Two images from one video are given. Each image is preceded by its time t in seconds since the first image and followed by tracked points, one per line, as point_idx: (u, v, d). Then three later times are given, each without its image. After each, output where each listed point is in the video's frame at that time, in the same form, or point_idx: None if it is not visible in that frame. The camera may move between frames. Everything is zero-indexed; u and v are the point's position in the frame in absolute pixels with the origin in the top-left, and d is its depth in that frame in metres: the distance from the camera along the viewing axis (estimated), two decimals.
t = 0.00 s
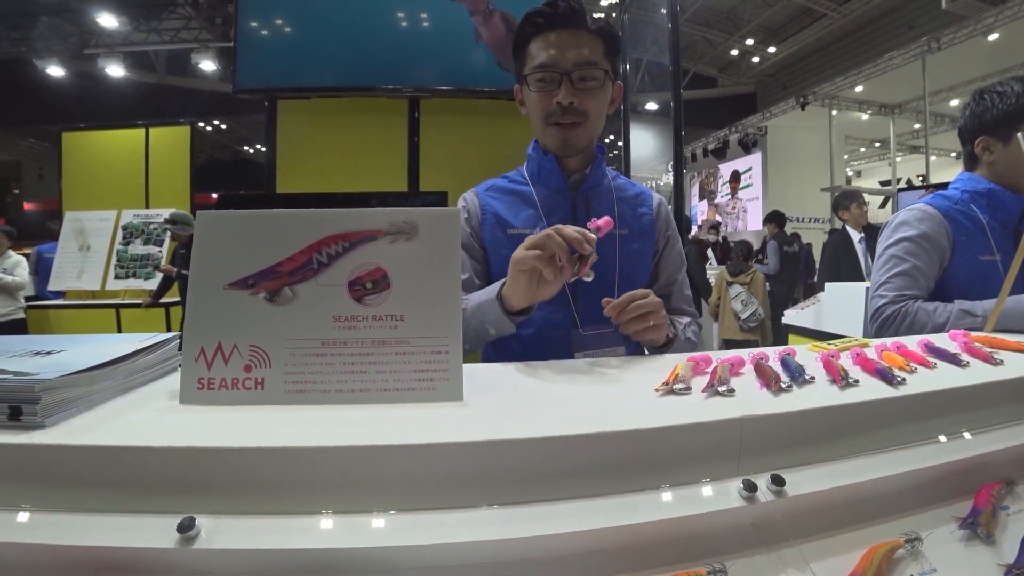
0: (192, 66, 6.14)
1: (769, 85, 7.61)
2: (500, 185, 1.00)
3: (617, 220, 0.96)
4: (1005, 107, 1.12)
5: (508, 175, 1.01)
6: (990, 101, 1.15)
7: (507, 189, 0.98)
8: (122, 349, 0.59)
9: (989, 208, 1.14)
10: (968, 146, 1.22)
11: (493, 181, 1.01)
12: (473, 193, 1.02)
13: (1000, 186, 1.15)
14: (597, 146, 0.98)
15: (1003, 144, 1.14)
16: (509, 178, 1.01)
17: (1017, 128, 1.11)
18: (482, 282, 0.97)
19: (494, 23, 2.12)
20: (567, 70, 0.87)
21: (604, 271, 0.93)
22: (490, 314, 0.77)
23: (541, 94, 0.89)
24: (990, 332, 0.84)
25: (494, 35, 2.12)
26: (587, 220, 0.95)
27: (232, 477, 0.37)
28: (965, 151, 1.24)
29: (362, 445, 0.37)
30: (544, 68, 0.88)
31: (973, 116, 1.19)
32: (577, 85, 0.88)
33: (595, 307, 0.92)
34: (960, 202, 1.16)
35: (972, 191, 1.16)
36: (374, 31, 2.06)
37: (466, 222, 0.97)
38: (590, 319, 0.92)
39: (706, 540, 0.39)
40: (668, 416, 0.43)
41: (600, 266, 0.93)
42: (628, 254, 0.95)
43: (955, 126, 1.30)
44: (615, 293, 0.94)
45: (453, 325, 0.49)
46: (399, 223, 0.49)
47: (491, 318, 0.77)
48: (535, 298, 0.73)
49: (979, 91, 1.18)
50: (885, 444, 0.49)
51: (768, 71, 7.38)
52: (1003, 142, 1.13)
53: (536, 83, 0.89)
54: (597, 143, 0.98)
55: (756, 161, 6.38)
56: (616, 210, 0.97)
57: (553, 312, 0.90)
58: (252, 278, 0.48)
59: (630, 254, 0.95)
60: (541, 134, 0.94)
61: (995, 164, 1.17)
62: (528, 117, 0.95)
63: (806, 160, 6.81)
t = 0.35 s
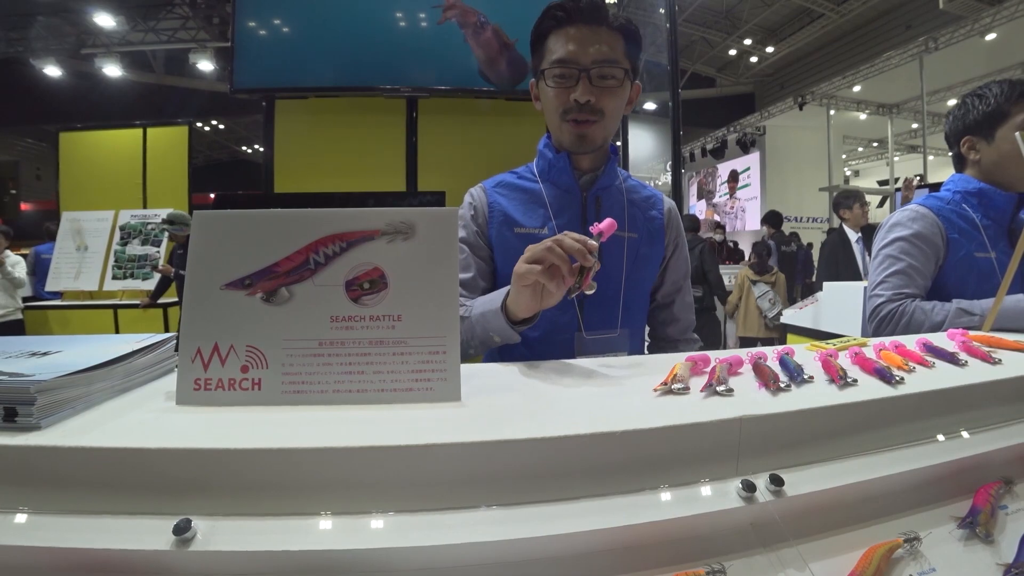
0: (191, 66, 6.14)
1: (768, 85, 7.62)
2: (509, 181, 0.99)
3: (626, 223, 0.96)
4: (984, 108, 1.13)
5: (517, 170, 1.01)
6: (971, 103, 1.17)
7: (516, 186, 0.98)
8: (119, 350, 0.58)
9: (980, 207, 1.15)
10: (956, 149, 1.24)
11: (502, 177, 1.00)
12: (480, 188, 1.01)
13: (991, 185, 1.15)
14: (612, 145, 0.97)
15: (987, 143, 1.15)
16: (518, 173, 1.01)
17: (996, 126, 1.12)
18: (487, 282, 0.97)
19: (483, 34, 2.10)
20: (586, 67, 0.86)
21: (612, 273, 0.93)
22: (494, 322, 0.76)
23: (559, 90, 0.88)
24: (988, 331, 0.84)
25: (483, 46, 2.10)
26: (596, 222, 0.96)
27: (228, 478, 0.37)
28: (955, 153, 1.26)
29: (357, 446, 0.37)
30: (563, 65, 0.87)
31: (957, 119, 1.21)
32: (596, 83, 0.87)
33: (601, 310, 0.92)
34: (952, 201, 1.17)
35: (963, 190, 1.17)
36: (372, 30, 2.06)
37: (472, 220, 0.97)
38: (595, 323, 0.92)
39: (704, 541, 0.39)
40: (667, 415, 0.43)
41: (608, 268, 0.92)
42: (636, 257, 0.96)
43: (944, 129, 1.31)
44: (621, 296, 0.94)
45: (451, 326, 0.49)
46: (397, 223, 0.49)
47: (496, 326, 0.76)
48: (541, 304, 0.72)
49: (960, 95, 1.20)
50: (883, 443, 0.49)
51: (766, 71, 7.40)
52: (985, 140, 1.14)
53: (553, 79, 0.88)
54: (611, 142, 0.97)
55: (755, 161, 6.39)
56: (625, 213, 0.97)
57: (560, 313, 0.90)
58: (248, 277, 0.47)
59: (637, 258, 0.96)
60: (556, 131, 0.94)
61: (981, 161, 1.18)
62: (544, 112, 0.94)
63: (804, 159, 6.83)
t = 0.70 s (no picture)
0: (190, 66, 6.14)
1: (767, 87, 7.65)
2: (516, 181, 0.99)
3: (634, 228, 0.96)
4: (986, 113, 1.13)
5: (525, 171, 1.01)
6: (972, 107, 1.16)
7: (523, 187, 0.98)
8: (118, 351, 0.58)
9: (976, 212, 1.15)
10: (953, 151, 1.23)
11: (509, 177, 1.00)
12: (487, 187, 1.01)
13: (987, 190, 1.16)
14: (623, 148, 0.97)
15: (986, 148, 1.15)
16: (526, 174, 1.01)
17: (996, 133, 1.12)
18: (492, 284, 0.97)
19: (476, 41, 2.12)
20: (602, 67, 0.86)
21: (619, 276, 0.93)
22: (495, 327, 0.76)
23: (573, 90, 0.88)
24: (986, 334, 0.84)
25: (476, 54, 2.12)
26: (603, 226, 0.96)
27: (226, 480, 0.37)
28: (951, 155, 1.26)
29: (355, 448, 0.37)
30: (578, 64, 0.86)
31: (956, 121, 1.21)
32: (612, 84, 0.86)
33: (605, 315, 0.92)
34: (949, 207, 1.17)
35: (959, 195, 1.17)
36: (372, 32, 2.06)
37: (477, 220, 0.97)
38: (599, 328, 0.92)
39: (703, 545, 0.39)
40: (668, 419, 0.43)
41: (613, 273, 0.92)
42: (642, 262, 0.96)
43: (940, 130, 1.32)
44: (627, 301, 0.94)
45: (451, 328, 0.49)
46: (397, 225, 0.49)
47: (496, 330, 0.76)
48: (539, 310, 0.72)
49: (959, 97, 1.20)
50: (882, 447, 0.49)
51: (765, 73, 7.42)
52: (985, 146, 1.14)
53: (568, 78, 0.88)
54: (623, 145, 0.97)
55: (753, 163, 6.42)
56: (633, 218, 0.97)
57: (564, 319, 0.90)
58: (248, 279, 0.47)
59: (643, 263, 0.95)
60: (567, 131, 0.94)
61: (978, 168, 1.18)
62: (557, 112, 0.94)
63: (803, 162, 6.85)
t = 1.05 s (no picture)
0: (189, 66, 6.13)
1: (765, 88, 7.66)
2: (519, 181, 0.99)
3: (637, 230, 0.96)
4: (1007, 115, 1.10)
5: (528, 171, 1.01)
6: (993, 107, 1.14)
7: (527, 186, 0.98)
8: (117, 352, 0.58)
9: (979, 214, 1.16)
10: (966, 150, 1.21)
11: (512, 176, 1.00)
12: (490, 186, 1.01)
13: (991, 192, 1.16)
14: (627, 150, 0.98)
15: (1000, 154, 1.13)
16: (529, 174, 1.01)
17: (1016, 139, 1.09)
18: (492, 284, 0.97)
19: (469, 48, 2.12)
20: (611, 69, 0.86)
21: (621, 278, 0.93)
22: (499, 325, 0.76)
23: (581, 89, 0.89)
24: (983, 334, 0.86)
25: (470, 61, 2.12)
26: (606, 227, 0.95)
27: (225, 480, 0.37)
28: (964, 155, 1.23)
29: (354, 448, 0.37)
30: (587, 64, 0.87)
31: (975, 119, 1.17)
32: (621, 86, 0.87)
33: (608, 316, 0.92)
34: (952, 207, 1.17)
35: (964, 196, 1.17)
36: (371, 32, 2.06)
37: (480, 221, 0.97)
38: (601, 329, 0.92)
39: (702, 545, 0.39)
40: (666, 418, 0.43)
41: (616, 275, 0.93)
42: (645, 264, 0.96)
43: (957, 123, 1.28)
44: (629, 303, 0.94)
45: (451, 329, 0.49)
46: (397, 226, 0.49)
47: (500, 329, 0.76)
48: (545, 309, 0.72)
49: (983, 95, 1.16)
50: (880, 447, 0.49)
51: (763, 75, 7.43)
52: (999, 151, 1.12)
53: (577, 78, 0.89)
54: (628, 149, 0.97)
55: (752, 164, 6.42)
56: (636, 219, 0.97)
57: (566, 319, 0.90)
58: (247, 280, 0.47)
59: (646, 265, 0.96)
60: (574, 131, 0.94)
61: (989, 172, 1.16)
62: (564, 113, 0.94)
63: (801, 163, 6.86)
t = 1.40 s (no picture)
0: (189, 65, 6.12)
1: (766, 87, 7.65)
2: (515, 181, 0.99)
3: (634, 226, 0.97)
4: None
5: (524, 170, 1.01)
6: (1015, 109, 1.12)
7: (523, 186, 0.98)
8: (116, 349, 0.58)
9: (991, 216, 1.14)
10: (985, 152, 1.19)
11: (508, 177, 1.00)
12: (486, 187, 1.00)
13: (1005, 194, 1.14)
14: (622, 146, 0.98)
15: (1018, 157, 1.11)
16: (525, 173, 1.01)
17: None
18: (490, 284, 0.97)
19: (466, 42, 2.11)
20: (604, 65, 0.86)
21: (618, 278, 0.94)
22: (480, 352, 0.77)
23: (575, 86, 0.89)
24: (984, 333, 0.85)
25: (464, 53, 2.11)
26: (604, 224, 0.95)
27: (224, 477, 0.37)
28: (981, 157, 1.22)
29: (353, 444, 0.37)
30: (580, 61, 0.87)
31: (997, 120, 1.16)
32: (614, 81, 0.87)
33: (605, 312, 0.93)
34: (963, 207, 1.16)
35: (976, 197, 1.16)
36: (371, 30, 2.06)
37: (477, 222, 0.96)
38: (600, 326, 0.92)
39: (702, 543, 0.39)
40: (666, 416, 0.43)
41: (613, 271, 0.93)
42: (642, 260, 0.96)
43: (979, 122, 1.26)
44: (627, 299, 0.94)
45: (450, 326, 0.49)
46: (397, 223, 0.49)
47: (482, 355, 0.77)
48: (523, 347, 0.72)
49: (1007, 95, 1.14)
50: (879, 445, 0.49)
51: (764, 73, 7.43)
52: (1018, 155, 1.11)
53: (570, 75, 0.89)
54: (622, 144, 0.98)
55: (752, 163, 6.42)
56: (633, 215, 0.97)
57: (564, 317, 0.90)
58: (247, 277, 0.47)
59: (643, 261, 0.96)
60: (569, 127, 0.94)
61: (1008, 176, 1.14)
62: (558, 110, 0.94)
63: (802, 162, 6.86)
